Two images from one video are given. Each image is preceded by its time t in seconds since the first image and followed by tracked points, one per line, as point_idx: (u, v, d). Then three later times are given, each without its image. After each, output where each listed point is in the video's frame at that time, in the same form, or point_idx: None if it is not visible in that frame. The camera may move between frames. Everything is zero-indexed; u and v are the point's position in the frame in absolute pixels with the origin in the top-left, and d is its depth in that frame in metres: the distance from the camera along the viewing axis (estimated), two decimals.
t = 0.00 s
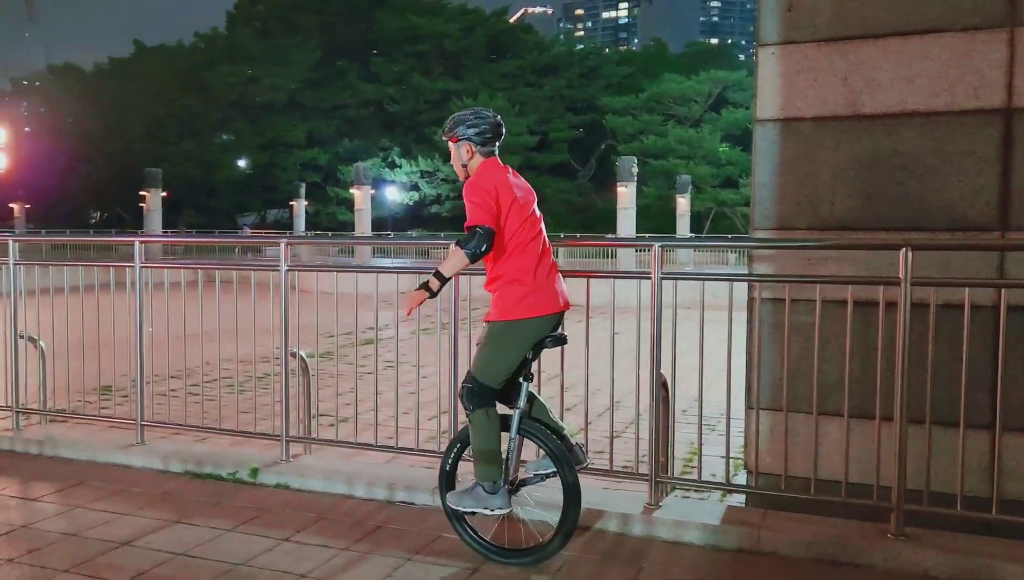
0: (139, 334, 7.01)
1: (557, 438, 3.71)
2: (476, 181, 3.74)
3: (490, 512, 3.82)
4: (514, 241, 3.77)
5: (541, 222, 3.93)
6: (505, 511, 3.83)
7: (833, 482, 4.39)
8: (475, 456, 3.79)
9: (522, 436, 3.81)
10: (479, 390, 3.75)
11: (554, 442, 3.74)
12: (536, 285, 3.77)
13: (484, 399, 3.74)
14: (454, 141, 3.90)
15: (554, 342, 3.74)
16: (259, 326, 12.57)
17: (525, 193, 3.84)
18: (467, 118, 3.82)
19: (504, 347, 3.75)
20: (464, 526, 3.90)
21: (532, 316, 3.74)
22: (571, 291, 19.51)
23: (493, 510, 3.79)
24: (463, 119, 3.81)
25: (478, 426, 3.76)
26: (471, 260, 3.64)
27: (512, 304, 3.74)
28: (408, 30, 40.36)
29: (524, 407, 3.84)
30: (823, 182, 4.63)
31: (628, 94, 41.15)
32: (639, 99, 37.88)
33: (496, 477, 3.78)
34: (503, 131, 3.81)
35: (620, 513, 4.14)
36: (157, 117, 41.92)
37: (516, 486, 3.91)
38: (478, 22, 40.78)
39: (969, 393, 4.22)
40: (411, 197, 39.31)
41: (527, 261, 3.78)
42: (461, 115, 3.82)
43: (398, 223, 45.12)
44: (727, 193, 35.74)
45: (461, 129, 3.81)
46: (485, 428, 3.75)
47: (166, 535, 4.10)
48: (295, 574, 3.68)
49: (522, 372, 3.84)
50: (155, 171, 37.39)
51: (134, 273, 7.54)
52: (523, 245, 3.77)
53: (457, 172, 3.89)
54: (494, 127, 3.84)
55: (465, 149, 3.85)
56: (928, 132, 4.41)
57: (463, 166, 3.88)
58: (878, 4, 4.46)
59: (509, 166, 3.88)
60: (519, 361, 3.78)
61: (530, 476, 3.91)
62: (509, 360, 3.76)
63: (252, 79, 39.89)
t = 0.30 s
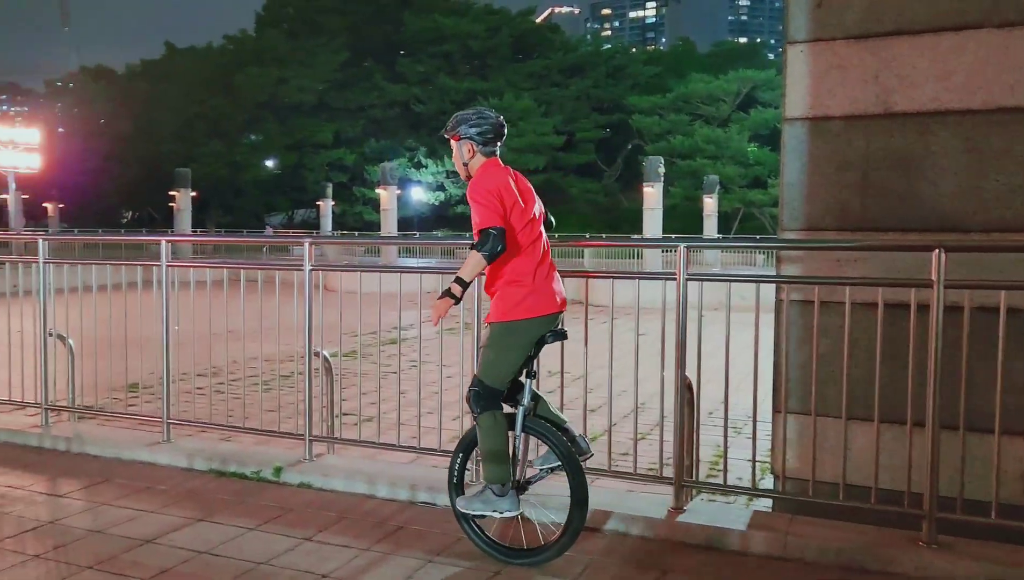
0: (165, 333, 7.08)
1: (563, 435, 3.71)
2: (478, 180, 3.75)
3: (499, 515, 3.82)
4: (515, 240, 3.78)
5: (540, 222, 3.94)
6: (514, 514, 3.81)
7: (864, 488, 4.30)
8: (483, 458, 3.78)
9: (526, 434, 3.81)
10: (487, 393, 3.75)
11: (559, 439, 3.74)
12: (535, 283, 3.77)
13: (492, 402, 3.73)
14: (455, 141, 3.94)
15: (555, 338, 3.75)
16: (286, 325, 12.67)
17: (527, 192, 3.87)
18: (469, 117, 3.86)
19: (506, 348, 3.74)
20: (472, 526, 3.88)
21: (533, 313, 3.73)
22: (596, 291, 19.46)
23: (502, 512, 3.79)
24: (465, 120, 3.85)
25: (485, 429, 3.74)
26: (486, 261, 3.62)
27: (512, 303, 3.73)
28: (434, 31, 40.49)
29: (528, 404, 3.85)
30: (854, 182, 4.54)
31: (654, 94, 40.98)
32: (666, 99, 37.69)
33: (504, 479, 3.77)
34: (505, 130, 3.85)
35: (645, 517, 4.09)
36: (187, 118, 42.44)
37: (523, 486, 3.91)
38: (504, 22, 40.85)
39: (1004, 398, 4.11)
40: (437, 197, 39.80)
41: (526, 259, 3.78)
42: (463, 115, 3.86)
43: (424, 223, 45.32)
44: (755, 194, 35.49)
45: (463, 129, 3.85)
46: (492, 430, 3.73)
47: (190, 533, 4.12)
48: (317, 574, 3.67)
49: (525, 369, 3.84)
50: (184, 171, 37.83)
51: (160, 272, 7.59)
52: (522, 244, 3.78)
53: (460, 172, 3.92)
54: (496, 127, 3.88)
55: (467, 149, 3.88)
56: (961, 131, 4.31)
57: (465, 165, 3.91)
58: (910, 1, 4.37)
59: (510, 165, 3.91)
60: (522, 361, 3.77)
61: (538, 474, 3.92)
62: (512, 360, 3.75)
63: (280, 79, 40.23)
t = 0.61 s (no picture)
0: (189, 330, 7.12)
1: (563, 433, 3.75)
2: (480, 177, 3.76)
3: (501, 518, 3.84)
4: (515, 237, 3.79)
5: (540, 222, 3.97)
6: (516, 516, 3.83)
7: (893, 491, 4.23)
8: (487, 460, 3.78)
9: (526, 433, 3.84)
10: (490, 396, 3.73)
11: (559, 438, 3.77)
12: (533, 282, 3.78)
13: (496, 405, 3.72)
14: (458, 142, 3.99)
15: (553, 335, 3.78)
16: (308, 323, 12.75)
17: (529, 192, 3.89)
18: (472, 118, 3.92)
19: (505, 347, 3.75)
20: (476, 525, 3.90)
21: (530, 312, 3.75)
22: (618, 291, 19.43)
23: (504, 515, 3.81)
24: (468, 120, 3.92)
25: (489, 432, 3.73)
26: (491, 256, 3.62)
27: (511, 300, 3.74)
28: (456, 30, 40.57)
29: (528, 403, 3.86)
30: (885, 180, 4.47)
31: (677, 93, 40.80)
32: (689, 98, 37.51)
33: (506, 481, 3.78)
34: (507, 131, 3.91)
35: (669, 518, 4.04)
36: (211, 117, 42.80)
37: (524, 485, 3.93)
38: (525, 21, 40.88)
39: None
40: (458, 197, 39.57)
41: (526, 257, 3.79)
42: (466, 116, 3.92)
43: (445, 222, 45.42)
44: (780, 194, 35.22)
45: (466, 129, 3.92)
46: (496, 433, 3.73)
47: (214, 530, 4.13)
48: (339, 573, 3.66)
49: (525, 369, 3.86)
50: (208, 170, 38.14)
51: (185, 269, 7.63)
52: (521, 242, 3.79)
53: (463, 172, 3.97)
54: (498, 128, 3.94)
55: (470, 149, 3.94)
56: (997, 129, 4.22)
57: (468, 165, 3.96)
58: None
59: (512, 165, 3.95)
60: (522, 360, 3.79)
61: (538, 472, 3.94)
62: (514, 359, 3.76)
63: (303, 79, 40.46)
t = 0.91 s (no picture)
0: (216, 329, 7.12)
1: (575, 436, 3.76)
2: (479, 184, 3.78)
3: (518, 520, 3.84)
4: (517, 240, 3.77)
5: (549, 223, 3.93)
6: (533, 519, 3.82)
7: (933, 496, 4.16)
8: (503, 460, 3.81)
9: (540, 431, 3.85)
10: (505, 398, 3.76)
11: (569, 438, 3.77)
12: (540, 282, 3.77)
13: (509, 406, 3.76)
14: (465, 145, 3.94)
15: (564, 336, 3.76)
16: (330, 323, 12.79)
17: (534, 194, 3.85)
18: (479, 121, 3.86)
19: (514, 349, 3.76)
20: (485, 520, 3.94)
21: (537, 313, 3.73)
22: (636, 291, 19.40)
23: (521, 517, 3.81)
24: (474, 124, 3.86)
25: (505, 433, 3.77)
26: (477, 257, 3.67)
27: (517, 303, 3.75)
28: (473, 29, 40.65)
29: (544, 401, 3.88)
30: (922, 179, 4.40)
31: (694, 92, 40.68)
32: (708, 97, 37.38)
33: (522, 482, 3.78)
34: (514, 133, 3.84)
35: (703, 523, 4.00)
36: (229, 116, 43.06)
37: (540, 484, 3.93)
38: (543, 21, 40.99)
39: None
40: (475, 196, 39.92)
41: (532, 259, 3.78)
42: (473, 120, 3.87)
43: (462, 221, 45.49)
44: (799, 193, 35.02)
45: (473, 133, 3.85)
46: (510, 434, 3.76)
47: (246, 529, 4.13)
48: (372, 574, 3.65)
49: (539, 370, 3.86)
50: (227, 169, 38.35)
51: (211, 268, 7.64)
52: (525, 244, 3.78)
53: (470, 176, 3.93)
54: (505, 130, 3.87)
55: (477, 153, 3.88)
56: None
57: (476, 169, 3.92)
58: None
59: (520, 167, 3.91)
60: (535, 361, 3.79)
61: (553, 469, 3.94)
62: (526, 360, 3.77)
63: (321, 78, 40.62)
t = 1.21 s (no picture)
0: (241, 326, 7.16)
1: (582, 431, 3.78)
2: (482, 185, 3.86)
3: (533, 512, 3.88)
4: (517, 240, 3.81)
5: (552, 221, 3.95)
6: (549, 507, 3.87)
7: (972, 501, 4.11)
8: (511, 455, 3.87)
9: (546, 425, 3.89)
10: (510, 392, 3.81)
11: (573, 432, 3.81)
12: (543, 279, 3.80)
13: (515, 402, 3.81)
14: (469, 147, 4.01)
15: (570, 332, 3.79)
16: (347, 321, 12.83)
17: (535, 192, 3.88)
18: (482, 123, 3.94)
19: (520, 346, 3.82)
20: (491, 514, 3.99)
21: (539, 311, 3.77)
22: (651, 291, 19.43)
23: (533, 508, 3.85)
24: (478, 126, 3.93)
25: (512, 427, 3.82)
26: (469, 263, 3.69)
27: (520, 301, 3.80)
28: (487, 28, 40.74)
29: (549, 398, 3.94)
30: (959, 179, 4.34)
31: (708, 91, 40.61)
32: (723, 96, 37.30)
33: (532, 474, 3.84)
34: (516, 133, 3.90)
35: (736, 525, 3.96)
36: (244, 115, 43.28)
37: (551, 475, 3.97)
38: (556, 19, 41.46)
39: None
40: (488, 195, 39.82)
41: (536, 258, 3.82)
42: (476, 122, 3.94)
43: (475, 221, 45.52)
44: (815, 193, 34.87)
45: (476, 135, 3.92)
46: (516, 428, 3.83)
47: (275, 528, 4.12)
48: (403, 575, 3.63)
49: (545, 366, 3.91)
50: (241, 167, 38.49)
51: (235, 266, 7.68)
52: (526, 243, 3.81)
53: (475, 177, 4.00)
54: (507, 130, 3.93)
55: (481, 155, 3.95)
56: None
57: (479, 171, 3.98)
58: None
59: (522, 167, 3.95)
60: (541, 357, 3.83)
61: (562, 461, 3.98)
62: (531, 356, 3.82)
63: (335, 77, 40.76)
